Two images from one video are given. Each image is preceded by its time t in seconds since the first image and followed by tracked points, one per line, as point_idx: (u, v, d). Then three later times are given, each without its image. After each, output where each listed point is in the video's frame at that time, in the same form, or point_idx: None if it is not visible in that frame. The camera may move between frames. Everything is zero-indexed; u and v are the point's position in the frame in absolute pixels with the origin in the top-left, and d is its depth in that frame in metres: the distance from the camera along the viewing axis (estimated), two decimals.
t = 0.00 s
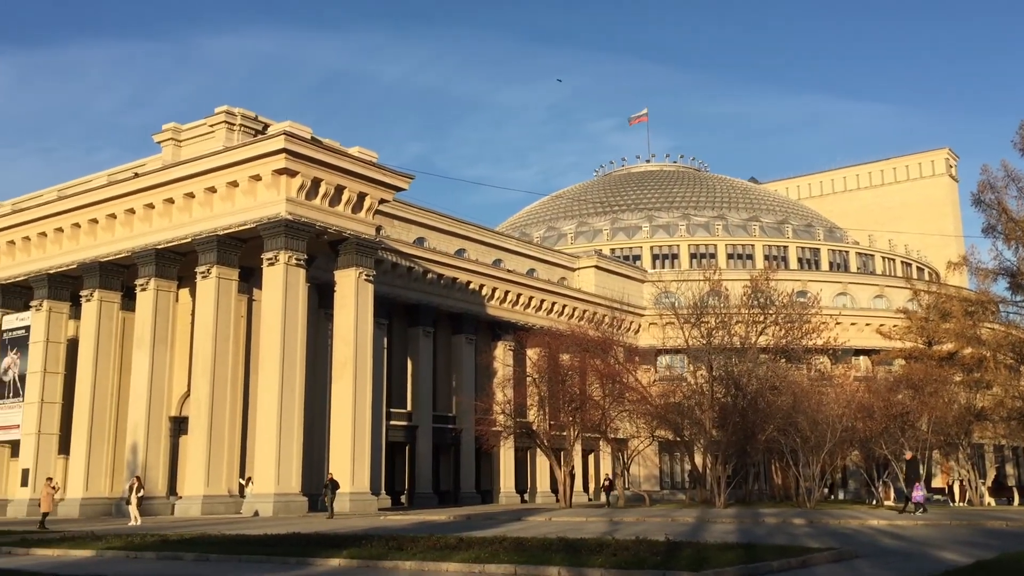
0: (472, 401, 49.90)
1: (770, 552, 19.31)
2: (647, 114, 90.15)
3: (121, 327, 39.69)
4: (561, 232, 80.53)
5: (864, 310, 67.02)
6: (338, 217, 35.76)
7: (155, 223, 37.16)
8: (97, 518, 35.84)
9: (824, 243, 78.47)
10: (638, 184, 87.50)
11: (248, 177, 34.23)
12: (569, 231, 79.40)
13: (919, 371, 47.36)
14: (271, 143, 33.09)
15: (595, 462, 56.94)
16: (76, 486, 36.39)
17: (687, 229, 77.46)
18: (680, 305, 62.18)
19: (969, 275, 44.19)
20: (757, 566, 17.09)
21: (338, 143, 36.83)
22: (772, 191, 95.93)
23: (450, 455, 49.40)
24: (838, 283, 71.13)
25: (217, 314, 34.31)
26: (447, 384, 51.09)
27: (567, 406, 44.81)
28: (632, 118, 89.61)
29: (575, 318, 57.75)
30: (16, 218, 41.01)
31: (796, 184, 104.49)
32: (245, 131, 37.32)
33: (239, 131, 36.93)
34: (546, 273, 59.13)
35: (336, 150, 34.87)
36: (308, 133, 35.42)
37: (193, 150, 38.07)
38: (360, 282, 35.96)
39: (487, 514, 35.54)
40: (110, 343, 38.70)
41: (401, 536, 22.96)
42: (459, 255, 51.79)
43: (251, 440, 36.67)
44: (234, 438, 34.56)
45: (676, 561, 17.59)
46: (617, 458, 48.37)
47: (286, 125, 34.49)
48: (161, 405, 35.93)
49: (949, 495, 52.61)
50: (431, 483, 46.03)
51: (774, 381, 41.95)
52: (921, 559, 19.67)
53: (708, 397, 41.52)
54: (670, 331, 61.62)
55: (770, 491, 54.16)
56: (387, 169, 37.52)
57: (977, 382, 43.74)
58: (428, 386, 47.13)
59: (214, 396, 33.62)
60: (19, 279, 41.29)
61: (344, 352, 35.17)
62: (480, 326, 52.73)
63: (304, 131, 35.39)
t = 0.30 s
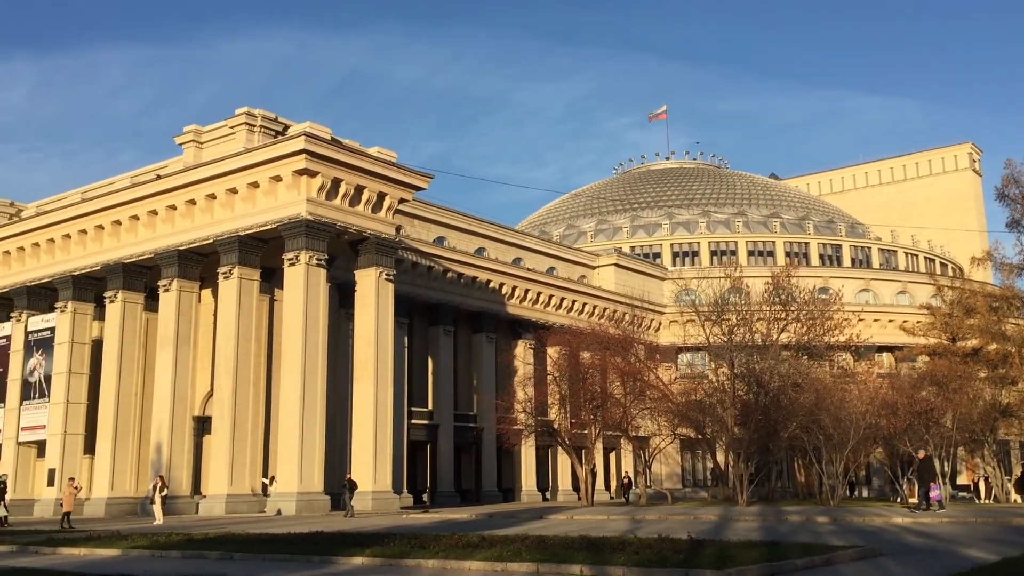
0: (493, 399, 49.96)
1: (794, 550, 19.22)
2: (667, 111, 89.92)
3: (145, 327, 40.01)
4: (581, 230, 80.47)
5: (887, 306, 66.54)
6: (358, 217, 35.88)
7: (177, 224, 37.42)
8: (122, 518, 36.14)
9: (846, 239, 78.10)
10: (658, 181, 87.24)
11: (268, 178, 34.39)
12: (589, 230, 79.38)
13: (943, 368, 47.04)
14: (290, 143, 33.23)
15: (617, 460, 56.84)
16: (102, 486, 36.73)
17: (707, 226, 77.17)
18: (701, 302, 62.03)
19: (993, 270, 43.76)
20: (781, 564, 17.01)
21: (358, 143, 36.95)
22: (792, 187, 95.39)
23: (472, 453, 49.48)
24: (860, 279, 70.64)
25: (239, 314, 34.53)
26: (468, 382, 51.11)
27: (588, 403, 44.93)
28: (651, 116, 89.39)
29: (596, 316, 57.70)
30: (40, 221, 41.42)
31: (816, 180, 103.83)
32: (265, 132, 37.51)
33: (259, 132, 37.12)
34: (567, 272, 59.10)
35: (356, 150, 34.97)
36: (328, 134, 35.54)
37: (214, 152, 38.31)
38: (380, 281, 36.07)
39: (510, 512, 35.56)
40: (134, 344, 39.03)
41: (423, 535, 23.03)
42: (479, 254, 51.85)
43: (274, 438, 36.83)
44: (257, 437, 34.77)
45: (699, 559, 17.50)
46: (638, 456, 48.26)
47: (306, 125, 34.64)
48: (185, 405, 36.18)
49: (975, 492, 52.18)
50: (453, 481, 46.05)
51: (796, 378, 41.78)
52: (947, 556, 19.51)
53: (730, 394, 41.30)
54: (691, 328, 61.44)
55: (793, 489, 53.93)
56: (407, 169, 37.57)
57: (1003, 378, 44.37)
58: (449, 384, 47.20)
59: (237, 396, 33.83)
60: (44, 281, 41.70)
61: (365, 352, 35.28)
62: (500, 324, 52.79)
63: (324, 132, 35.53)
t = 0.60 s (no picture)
0: (510, 398, 50.00)
1: (813, 547, 19.13)
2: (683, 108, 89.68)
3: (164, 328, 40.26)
4: (597, 228, 80.41)
5: (906, 302, 66.12)
6: (375, 217, 35.98)
7: (195, 225, 37.63)
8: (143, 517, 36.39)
9: (864, 235, 77.69)
10: (675, 178, 86.99)
11: (285, 178, 34.53)
12: (605, 227, 79.33)
13: (964, 364, 46.70)
14: (307, 143, 33.34)
15: (635, 458, 56.78)
16: (123, 485, 37.02)
17: (724, 223, 76.95)
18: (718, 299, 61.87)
19: (1014, 265, 43.41)
20: (801, 562, 16.94)
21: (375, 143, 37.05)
22: (810, 183, 94.92)
23: (489, 452, 49.53)
24: (879, 274, 70.19)
25: (257, 314, 34.70)
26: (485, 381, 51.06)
27: (606, 401, 44.83)
28: (667, 113, 89.10)
29: (613, 313, 57.62)
30: (60, 222, 41.74)
31: (834, 176, 103.24)
32: (282, 132, 37.66)
33: (276, 132, 37.27)
34: (583, 270, 59.03)
35: (373, 150, 35.05)
36: (345, 134, 35.64)
37: (231, 152, 38.50)
38: (397, 280, 36.16)
39: (528, 510, 35.55)
40: (153, 344, 39.30)
41: (441, 532, 23.08)
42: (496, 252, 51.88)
43: (292, 437, 36.99)
44: (276, 437, 34.94)
45: (719, 557, 17.43)
46: (656, 454, 48.16)
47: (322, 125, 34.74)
48: (204, 405, 36.38)
49: (996, 489, 51.90)
50: (471, 480, 46.10)
51: (815, 375, 41.55)
52: (968, 553, 19.38)
53: (748, 391, 41.08)
54: (708, 326, 61.30)
55: (812, 486, 53.73)
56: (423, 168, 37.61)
57: None
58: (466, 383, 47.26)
59: (256, 396, 33.99)
60: (64, 282, 42.05)
61: (383, 351, 35.37)
62: (517, 322, 52.80)
63: (340, 131, 35.63)
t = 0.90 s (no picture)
0: (525, 398, 49.99)
1: (831, 546, 19.03)
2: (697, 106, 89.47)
3: (181, 329, 40.45)
4: (611, 227, 80.29)
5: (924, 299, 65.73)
6: (390, 217, 36.04)
7: (211, 226, 37.79)
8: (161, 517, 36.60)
9: (880, 232, 77.29)
10: (689, 177, 86.74)
11: (299, 179, 34.62)
12: (620, 226, 79.20)
13: (982, 361, 46.41)
14: (321, 144, 33.43)
15: (651, 457, 56.68)
16: (141, 486, 37.24)
17: (739, 221, 76.70)
18: (734, 298, 61.69)
19: None
20: (819, 561, 16.86)
21: (389, 143, 37.09)
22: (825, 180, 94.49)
23: (505, 451, 49.54)
24: (896, 272, 69.81)
25: (273, 315, 34.83)
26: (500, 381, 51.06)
27: (622, 401, 44.63)
28: (681, 112, 88.89)
29: (627, 313, 57.52)
30: (76, 225, 42.01)
31: (849, 173, 102.73)
32: (296, 134, 37.78)
33: (290, 134, 37.39)
34: (597, 269, 58.95)
35: (386, 150, 35.09)
36: (358, 135, 35.70)
37: (246, 154, 38.65)
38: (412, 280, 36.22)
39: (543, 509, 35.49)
40: (170, 345, 39.50)
41: (458, 532, 23.10)
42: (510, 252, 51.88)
43: (309, 436, 37.11)
44: (292, 437, 35.06)
45: (735, 556, 17.37)
46: (672, 453, 48.05)
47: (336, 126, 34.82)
48: (221, 405, 36.53)
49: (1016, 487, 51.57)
50: (486, 479, 46.11)
51: (831, 373, 41.35)
52: (987, 552, 19.22)
53: (764, 390, 40.87)
54: (724, 324, 61.13)
55: (829, 485, 53.51)
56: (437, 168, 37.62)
57: None
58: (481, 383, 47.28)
59: (272, 396, 34.10)
60: (81, 284, 42.33)
61: (398, 351, 35.43)
62: (532, 322, 52.78)
63: (354, 132, 35.71)
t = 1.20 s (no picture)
0: (542, 398, 50.01)
1: (850, 546, 18.93)
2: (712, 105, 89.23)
3: (198, 331, 40.66)
4: (627, 227, 80.16)
5: (942, 298, 65.29)
6: (405, 218, 36.11)
7: (228, 228, 37.95)
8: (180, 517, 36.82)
9: (898, 230, 76.81)
10: (705, 176, 86.46)
11: (316, 181, 34.71)
12: (635, 226, 79.06)
13: (1002, 360, 46.12)
14: (337, 146, 33.52)
15: (668, 457, 56.59)
16: (160, 487, 37.47)
17: (755, 220, 76.46)
18: (750, 297, 61.49)
19: None
20: (838, 561, 16.80)
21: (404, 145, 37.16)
22: (843, 178, 94.07)
23: (521, 452, 49.56)
24: (914, 270, 69.38)
25: (290, 316, 34.96)
26: (516, 381, 51.06)
27: (638, 401, 44.71)
28: (696, 111, 88.69)
29: (643, 313, 57.41)
30: (95, 227, 42.27)
31: (866, 171, 102.13)
32: (312, 136, 37.90)
33: (306, 135, 37.51)
34: (613, 269, 58.86)
35: (402, 152, 35.14)
36: (374, 137, 35.77)
37: (263, 156, 38.82)
38: (428, 281, 36.27)
39: (561, 510, 35.48)
40: (188, 347, 39.71)
41: (475, 532, 23.11)
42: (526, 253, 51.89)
43: (326, 437, 37.18)
44: (310, 438, 35.17)
45: (754, 557, 17.31)
46: (689, 452, 47.97)
47: (352, 129, 34.93)
48: (239, 406, 36.68)
49: None
50: (503, 480, 46.12)
51: (850, 372, 41.18)
52: (1009, 552, 19.05)
53: (781, 389, 40.70)
54: (740, 324, 60.97)
55: (848, 485, 53.28)
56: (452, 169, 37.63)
57: None
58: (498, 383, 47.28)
59: (289, 397, 34.22)
60: (100, 286, 42.61)
61: (414, 352, 35.48)
62: (548, 322, 52.79)
63: (370, 134, 35.79)
